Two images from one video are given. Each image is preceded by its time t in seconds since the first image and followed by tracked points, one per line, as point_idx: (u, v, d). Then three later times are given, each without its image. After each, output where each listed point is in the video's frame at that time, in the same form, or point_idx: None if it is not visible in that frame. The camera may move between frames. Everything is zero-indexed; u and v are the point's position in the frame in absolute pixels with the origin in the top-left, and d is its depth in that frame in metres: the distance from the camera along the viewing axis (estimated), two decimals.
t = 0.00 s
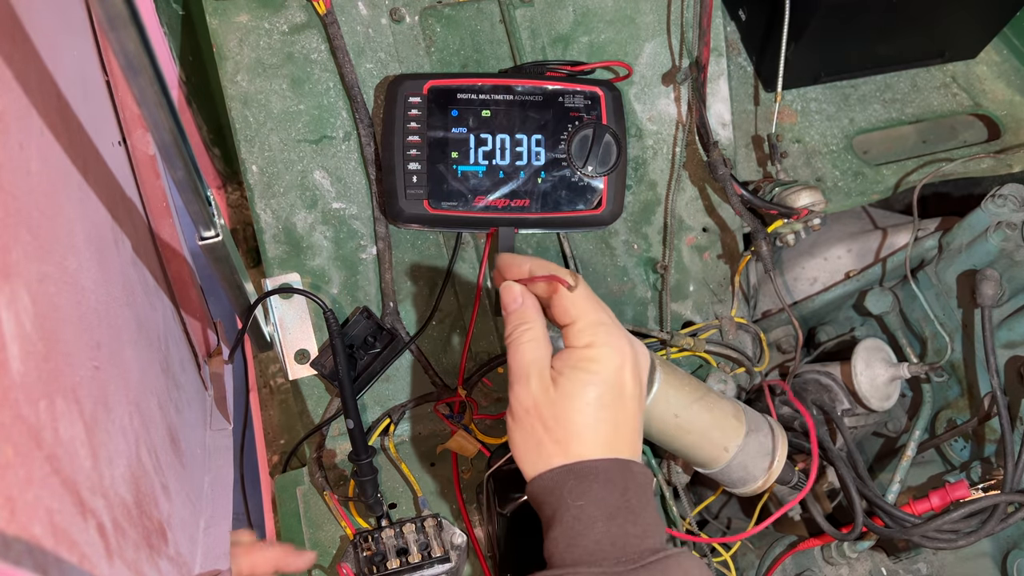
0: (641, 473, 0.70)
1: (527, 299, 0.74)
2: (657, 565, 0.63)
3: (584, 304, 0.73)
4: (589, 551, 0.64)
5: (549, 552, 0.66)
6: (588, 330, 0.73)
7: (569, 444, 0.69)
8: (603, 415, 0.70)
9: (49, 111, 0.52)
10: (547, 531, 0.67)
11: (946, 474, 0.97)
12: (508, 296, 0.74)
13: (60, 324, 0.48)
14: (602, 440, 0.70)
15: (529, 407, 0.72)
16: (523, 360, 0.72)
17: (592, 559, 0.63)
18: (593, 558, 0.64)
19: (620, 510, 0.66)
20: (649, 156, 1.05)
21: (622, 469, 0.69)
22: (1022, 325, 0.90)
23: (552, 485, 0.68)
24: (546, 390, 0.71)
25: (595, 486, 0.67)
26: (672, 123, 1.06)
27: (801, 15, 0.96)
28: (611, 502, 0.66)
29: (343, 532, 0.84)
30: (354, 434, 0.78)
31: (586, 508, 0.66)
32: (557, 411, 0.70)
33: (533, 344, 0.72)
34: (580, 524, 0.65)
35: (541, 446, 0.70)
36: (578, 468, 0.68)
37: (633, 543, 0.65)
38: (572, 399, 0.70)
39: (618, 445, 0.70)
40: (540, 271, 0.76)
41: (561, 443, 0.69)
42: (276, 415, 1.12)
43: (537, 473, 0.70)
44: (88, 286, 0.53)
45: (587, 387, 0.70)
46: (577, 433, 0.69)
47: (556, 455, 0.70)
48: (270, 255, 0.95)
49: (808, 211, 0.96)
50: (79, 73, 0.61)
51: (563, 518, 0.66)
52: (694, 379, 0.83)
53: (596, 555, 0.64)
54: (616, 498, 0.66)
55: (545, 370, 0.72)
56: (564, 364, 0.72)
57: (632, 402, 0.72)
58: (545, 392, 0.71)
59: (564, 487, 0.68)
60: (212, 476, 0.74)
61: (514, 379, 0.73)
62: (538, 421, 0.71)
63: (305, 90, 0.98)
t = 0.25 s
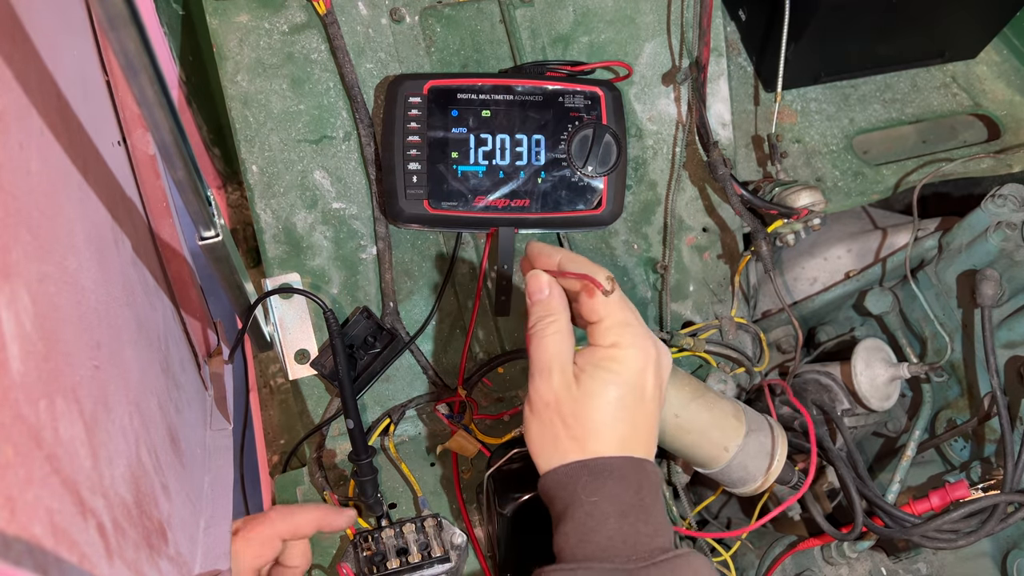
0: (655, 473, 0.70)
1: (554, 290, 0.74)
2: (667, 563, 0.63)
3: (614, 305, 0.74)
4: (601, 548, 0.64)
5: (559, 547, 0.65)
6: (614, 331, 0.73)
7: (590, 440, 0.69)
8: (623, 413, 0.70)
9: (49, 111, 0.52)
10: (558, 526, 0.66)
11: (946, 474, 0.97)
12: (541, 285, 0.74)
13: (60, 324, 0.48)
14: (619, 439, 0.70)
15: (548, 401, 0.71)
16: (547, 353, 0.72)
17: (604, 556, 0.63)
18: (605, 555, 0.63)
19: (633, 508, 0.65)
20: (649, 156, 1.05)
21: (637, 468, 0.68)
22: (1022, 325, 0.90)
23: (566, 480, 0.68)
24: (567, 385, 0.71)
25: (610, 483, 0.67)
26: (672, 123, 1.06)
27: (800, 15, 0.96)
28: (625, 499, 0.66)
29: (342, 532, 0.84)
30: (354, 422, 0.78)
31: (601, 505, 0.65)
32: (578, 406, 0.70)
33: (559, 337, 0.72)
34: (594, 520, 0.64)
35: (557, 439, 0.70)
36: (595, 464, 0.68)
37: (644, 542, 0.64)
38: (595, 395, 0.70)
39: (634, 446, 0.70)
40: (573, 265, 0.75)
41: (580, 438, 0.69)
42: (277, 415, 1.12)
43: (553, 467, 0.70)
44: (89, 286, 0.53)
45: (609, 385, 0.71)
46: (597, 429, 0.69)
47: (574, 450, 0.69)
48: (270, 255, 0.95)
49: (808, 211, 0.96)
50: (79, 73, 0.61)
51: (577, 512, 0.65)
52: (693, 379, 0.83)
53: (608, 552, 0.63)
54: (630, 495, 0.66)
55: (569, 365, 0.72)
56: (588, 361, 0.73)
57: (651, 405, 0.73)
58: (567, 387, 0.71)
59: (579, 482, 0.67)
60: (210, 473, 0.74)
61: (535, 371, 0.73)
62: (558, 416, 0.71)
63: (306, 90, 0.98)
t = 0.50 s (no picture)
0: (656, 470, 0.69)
1: (550, 291, 0.74)
2: (667, 560, 0.63)
3: (609, 300, 0.74)
4: (601, 543, 0.64)
5: (560, 542, 0.66)
6: (611, 326, 0.73)
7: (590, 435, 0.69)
8: (622, 408, 0.70)
9: (49, 111, 0.52)
10: (560, 521, 0.66)
11: (946, 474, 0.97)
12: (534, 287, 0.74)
13: (60, 324, 0.48)
14: (618, 434, 0.69)
15: (548, 397, 0.72)
16: (544, 350, 0.72)
17: (604, 551, 0.64)
18: (605, 550, 0.64)
19: (634, 503, 0.66)
20: (649, 156, 1.05)
21: (638, 464, 0.68)
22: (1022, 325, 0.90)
23: (567, 476, 0.68)
24: (566, 381, 0.71)
25: (611, 479, 0.67)
26: (672, 123, 1.06)
27: (800, 15, 0.97)
28: (626, 494, 0.66)
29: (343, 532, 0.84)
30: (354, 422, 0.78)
31: (602, 501, 0.65)
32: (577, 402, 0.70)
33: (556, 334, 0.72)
34: (595, 516, 0.65)
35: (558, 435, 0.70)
36: (595, 460, 0.68)
37: (645, 537, 0.65)
38: (593, 391, 0.70)
39: (635, 441, 0.70)
40: (567, 265, 0.75)
41: (579, 434, 0.69)
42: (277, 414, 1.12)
43: (554, 464, 0.70)
44: (88, 286, 0.53)
45: (607, 380, 0.70)
46: (596, 424, 0.69)
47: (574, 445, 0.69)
48: (270, 255, 0.95)
49: (808, 211, 0.96)
50: (79, 73, 0.61)
51: (578, 507, 0.65)
52: (694, 379, 0.84)
53: (609, 547, 0.64)
54: (631, 491, 0.66)
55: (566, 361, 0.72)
56: (586, 358, 0.73)
57: (650, 399, 0.72)
58: (565, 383, 0.71)
59: (580, 478, 0.67)
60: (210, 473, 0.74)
61: (533, 369, 0.73)
62: (557, 412, 0.71)
63: (306, 90, 0.98)
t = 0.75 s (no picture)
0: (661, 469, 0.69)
1: (556, 290, 0.74)
2: (672, 558, 0.63)
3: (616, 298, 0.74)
4: (606, 541, 0.64)
5: (564, 540, 0.65)
6: (617, 325, 0.73)
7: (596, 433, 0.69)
8: (628, 406, 0.71)
9: (50, 112, 0.52)
10: (564, 519, 0.66)
11: (946, 474, 0.97)
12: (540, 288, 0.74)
13: (60, 324, 0.48)
14: (624, 432, 0.70)
15: (554, 395, 0.72)
16: (550, 348, 0.72)
17: (609, 548, 0.63)
18: (610, 548, 0.64)
19: (638, 502, 0.66)
20: (649, 156, 1.05)
21: (643, 463, 0.69)
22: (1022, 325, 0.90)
23: (572, 474, 0.68)
24: (573, 379, 0.71)
25: (616, 477, 0.67)
26: (672, 123, 1.06)
27: (800, 16, 0.97)
28: (630, 493, 0.66)
29: (343, 532, 0.84)
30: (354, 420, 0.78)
31: (608, 499, 0.65)
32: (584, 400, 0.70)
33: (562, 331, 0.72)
34: (601, 514, 0.64)
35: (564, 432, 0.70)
36: (601, 458, 0.68)
37: (650, 536, 0.65)
38: (600, 389, 0.70)
39: (640, 440, 0.70)
40: (573, 265, 0.75)
41: (585, 431, 0.69)
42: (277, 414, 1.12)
43: (559, 461, 0.69)
44: (88, 286, 0.53)
45: (613, 378, 0.71)
46: (602, 422, 0.69)
47: (580, 443, 0.69)
48: (270, 255, 0.95)
49: (808, 211, 0.97)
50: (79, 74, 0.61)
51: (583, 505, 0.65)
52: (694, 379, 0.84)
53: (613, 545, 0.64)
54: (636, 490, 0.66)
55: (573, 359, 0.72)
56: (592, 356, 0.73)
57: (655, 397, 0.73)
58: (572, 381, 0.71)
59: (585, 476, 0.67)
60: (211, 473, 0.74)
61: (539, 367, 0.73)
62: (563, 409, 0.71)
63: (305, 90, 0.98)
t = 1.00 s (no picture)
0: (653, 469, 0.69)
1: (527, 301, 0.75)
2: (665, 556, 0.63)
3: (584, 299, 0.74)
4: (600, 542, 0.64)
5: (558, 542, 0.65)
6: (592, 325, 0.73)
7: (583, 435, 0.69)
8: (611, 405, 0.70)
9: (50, 112, 0.52)
10: (558, 520, 0.66)
11: (946, 474, 0.97)
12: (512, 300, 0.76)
13: (59, 324, 0.48)
14: (609, 432, 0.69)
15: (536, 402, 0.71)
16: (523, 357, 0.72)
17: (602, 549, 0.63)
18: (603, 548, 0.63)
19: (630, 501, 0.66)
20: (649, 156, 1.05)
21: (635, 462, 0.68)
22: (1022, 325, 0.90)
23: (564, 476, 0.68)
24: (552, 385, 0.71)
25: (608, 478, 0.67)
26: (672, 123, 1.06)
27: (800, 16, 0.97)
28: (623, 493, 0.66)
29: (343, 532, 0.84)
30: (354, 421, 0.78)
31: (600, 498, 0.65)
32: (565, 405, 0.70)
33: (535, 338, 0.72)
34: (593, 514, 0.64)
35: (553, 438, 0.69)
36: (590, 459, 0.68)
37: (643, 535, 0.65)
38: (580, 392, 0.70)
39: (627, 438, 0.70)
40: (543, 274, 0.78)
41: (570, 435, 0.69)
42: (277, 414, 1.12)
43: (549, 465, 0.69)
44: (88, 286, 0.53)
45: (592, 379, 0.70)
46: (586, 424, 0.69)
47: (570, 447, 0.69)
48: (270, 255, 0.95)
49: (808, 211, 0.97)
50: (79, 74, 0.61)
51: (576, 506, 0.65)
52: (693, 379, 0.83)
53: (606, 545, 0.63)
54: (628, 489, 0.66)
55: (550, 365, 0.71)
56: (569, 360, 0.72)
57: (637, 394, 0.72)
58: (551, 386, 0.71)
59: (577, 478, 0.67)
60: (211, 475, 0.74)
61: (516, 376, 0.72)
62: (546, 416, 0.70)
63: (305, 90, 0.98)
